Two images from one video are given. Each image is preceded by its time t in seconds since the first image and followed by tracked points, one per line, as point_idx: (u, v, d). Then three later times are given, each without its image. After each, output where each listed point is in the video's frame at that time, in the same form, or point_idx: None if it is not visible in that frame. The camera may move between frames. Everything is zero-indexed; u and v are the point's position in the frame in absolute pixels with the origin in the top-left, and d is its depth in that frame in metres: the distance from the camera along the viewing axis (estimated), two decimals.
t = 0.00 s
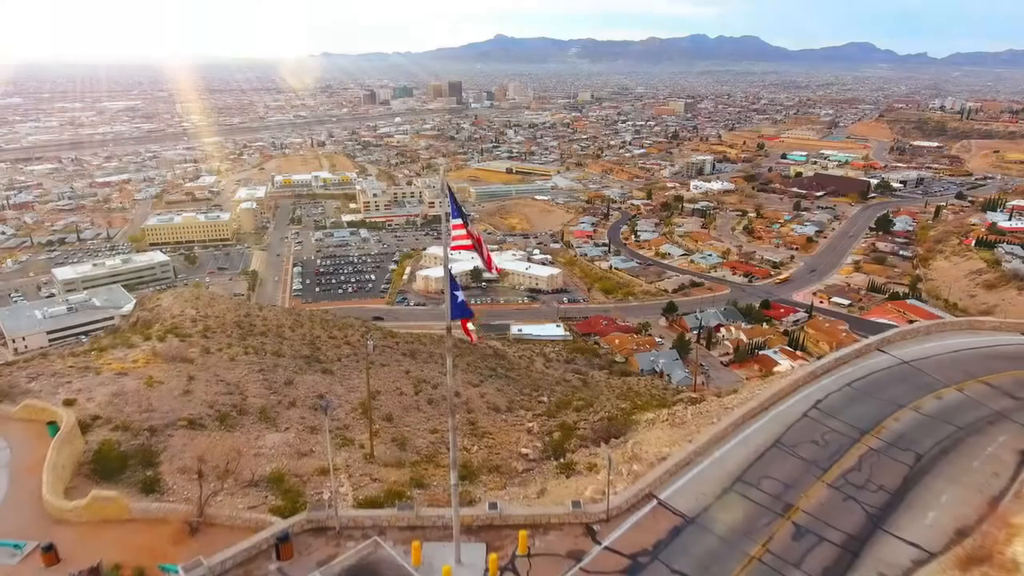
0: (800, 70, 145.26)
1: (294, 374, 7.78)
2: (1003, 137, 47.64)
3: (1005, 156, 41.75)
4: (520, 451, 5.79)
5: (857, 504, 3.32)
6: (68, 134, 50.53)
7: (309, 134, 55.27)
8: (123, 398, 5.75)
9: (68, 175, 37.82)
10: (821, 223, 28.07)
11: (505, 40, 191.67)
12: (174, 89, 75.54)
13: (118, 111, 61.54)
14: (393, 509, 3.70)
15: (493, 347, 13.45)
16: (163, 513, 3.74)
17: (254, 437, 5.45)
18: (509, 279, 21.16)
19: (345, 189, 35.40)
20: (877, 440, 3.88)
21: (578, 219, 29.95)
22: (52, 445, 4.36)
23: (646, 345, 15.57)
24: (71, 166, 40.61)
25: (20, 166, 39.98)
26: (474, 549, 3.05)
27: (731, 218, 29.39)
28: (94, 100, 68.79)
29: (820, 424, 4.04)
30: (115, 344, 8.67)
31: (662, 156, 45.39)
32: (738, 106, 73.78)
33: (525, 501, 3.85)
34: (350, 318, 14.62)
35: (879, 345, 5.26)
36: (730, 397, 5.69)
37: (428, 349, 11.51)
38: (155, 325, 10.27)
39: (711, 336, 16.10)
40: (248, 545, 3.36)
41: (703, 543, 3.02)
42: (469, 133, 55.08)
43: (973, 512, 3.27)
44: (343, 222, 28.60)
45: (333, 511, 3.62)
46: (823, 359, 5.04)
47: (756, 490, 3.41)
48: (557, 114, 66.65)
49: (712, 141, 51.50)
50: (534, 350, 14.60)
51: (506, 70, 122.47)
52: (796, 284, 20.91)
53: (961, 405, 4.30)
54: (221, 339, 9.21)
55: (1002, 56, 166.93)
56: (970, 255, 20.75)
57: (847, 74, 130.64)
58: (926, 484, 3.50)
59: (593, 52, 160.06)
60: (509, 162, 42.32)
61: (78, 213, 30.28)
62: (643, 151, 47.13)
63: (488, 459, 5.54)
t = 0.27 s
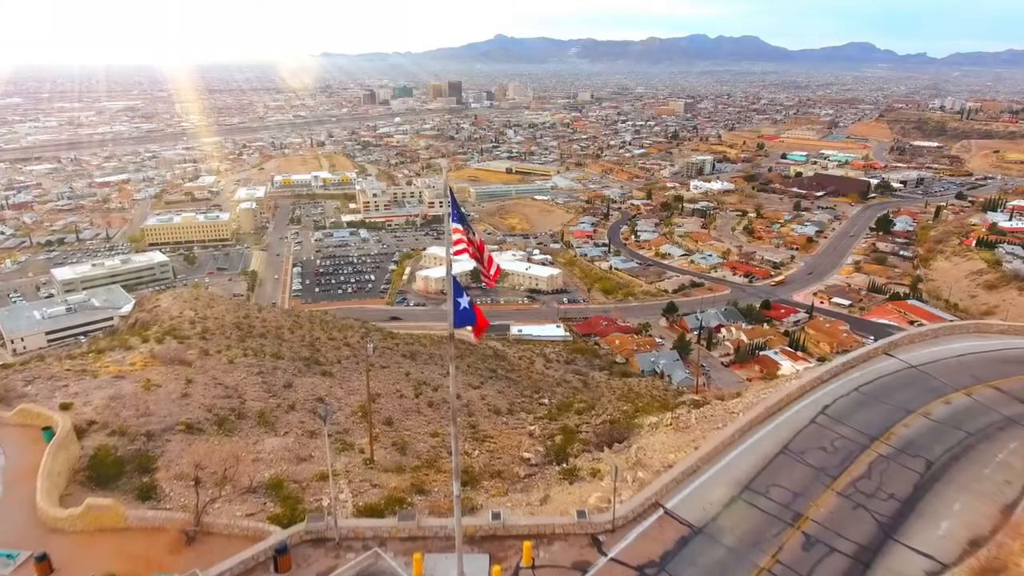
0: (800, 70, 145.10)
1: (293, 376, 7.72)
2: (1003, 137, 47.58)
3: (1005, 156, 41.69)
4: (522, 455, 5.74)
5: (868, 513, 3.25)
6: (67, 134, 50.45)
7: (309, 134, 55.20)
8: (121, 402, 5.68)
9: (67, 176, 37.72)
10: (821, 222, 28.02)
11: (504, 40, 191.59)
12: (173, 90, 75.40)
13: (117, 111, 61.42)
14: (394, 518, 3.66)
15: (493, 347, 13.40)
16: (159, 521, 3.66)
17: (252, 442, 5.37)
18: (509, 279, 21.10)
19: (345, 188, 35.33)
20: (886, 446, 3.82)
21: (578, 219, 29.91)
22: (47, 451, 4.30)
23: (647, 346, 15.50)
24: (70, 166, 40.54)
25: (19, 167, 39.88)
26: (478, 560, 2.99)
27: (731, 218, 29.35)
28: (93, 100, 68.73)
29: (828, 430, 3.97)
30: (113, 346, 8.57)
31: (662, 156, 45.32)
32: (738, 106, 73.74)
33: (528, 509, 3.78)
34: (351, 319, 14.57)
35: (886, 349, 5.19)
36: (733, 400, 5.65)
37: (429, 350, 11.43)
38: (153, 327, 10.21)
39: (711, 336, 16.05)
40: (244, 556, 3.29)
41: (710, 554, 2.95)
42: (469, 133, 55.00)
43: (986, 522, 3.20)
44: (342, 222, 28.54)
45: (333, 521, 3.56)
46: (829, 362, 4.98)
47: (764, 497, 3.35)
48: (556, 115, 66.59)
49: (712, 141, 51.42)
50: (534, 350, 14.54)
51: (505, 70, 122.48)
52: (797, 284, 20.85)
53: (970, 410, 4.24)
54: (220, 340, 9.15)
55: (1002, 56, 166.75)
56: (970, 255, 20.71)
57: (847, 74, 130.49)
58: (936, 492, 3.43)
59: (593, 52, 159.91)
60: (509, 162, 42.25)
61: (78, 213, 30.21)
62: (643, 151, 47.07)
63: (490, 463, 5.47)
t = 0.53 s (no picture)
0: (799, 70, 144.96)
1: (292, 379, 7.64)
2: (1003, 137, 47.51)
3: (1005, 156, 41.63)
4: (523, 459, 5.68)
5: (878, 521, 3.19)
6: (66, 134, 50.36)
7: (308, 134, 55.15)
8: (118, 407, 5.61)
9: (66, 176, 37.66)
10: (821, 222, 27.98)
11: (504, 40, 191.58)
12: (172, 89, 75.28)
13: (116, 111, 61.35)
14: (395, 528, 3.60)
15: (493, 348, 13.36)
16: (155, 530, 3.60)
17: (250, 446, 5.30)
18: (509, 279, 21.04)
19: (344, 189, 35.26)
20: (895, 452, 3.76)
21: (578, 219, 29.88)
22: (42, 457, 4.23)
23: (647, 347, 15.42)
24: (69, 166, 40.46)
25: (18, 167, 39.83)
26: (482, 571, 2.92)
27: (731, 218, 29.31)
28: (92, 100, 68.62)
29: (837, 436, 3.91)
30: (111, 348, 8.50)
31: (661, 156, 45.29)
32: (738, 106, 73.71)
33: (531, 517, 3.71)
34: (350, 320, 14.51)
35: (892, 352, 5.12)
36: (738, 405, 5.58)
37: (429, 352, 11.38)
38: (151, 328, 10.12)
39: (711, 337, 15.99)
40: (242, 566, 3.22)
41: (719, 566, 2.88)
42: (469, 133, 54.98)
43: (999, 532, 3.14)
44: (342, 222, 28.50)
45: (333, 532, 3.50)
46: (837, 367, 4.91)
47: (773, 506, 3.28)
48: (556, 115, 66.56)
49: (712, 141, 51.30)
50: (535, 351, 14.47)
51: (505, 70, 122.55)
52: (798, 284, 20.81)
53: (980, 415, 4.17)
54: (219, 342, 9.07)
55: (1002, 57, 166.67)
56: (971, 255, 20.67)
57: (846, 74, 130.39)
58: (948, 501, 3.37)
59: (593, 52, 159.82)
60: (508, 162, 42.22)
61: (77, 213, 30.13)
62: (643, 151, 46.98)
63: (491, 468, 5.42)
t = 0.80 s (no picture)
0: (799, 70, 144.83)
1: (291, 382, 7.57)
2: (1003, 137, 47.48)
3: (1005, 156, 41.59)
4: (525, 464, 5.62)
5: (888, 532, 3.13)
6: (65, 134, 50.31)
7: (308, 134, 55.10)
8: (115, 412, 5.55)
9: (65, 176, 37.62)
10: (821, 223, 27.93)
11: (504, 40, 191.55)
12: (172, 89, 75.17)
13: (116, 112, 61.32)
14: (395, 539, 3.55)
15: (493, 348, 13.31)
16: (151, 540, 3.52)
17: (248, 452, 5.25)
18: (509, 280, 20.97)
19: (344, 189, 35.22)
20: (905, 460, 3.69)
21: (578, 219, 29.86)
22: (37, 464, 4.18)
23: (648, 347, 15.35)
24: (69, 166, 40.39)
25: (17, 167, 39.80)
26: None
27: (731, 219, 29.27)
28: (91, 100, 68.61)
29: (845, 443, 3.85)
30: (108, 351, 8.42)
31: (661, 156, 45.24)
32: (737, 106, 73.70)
33: (534, 526, 3.65)
34: (350, 321, 14.46)
35: (899, 357, 5.06)
36: (741, 410, 5.52)
37: (430, 353, 11.32)
38: (149, 331, 10.06)
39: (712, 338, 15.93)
40: None
41: None
42: (468, 133, 54.94)
43: (1012, 543, 3.08)
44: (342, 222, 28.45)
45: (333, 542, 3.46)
46: (842, 372, 4.84)
47: (781, 516, 3.22)
48: (555, 115, 66.55)
49: (712, 141, 51.23)
50: (535, 352, 14.41)
51: (505, 70, 122.62)
52: (799, 285, 20.75)
53: (988, 421, 4.11)
54: (218, 345, 9.02)
55: (1001, 56, 166.63)
56: (971, 255, 20.64)
57: (846, 74, 130.35)
58: (959, 511, 3.31)
59: (592, 52, 159.77)
60: (508, 162, 42.17)
61: (76, 213, 30.07)
62: (643, 151, 46.92)
63: (493, 474, 5.36)
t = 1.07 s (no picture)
0: (798, 70, 144.84)
1: (290, 386, 7.50)
2: (1002, 137, 47.44)
3: (1005, 156, 41.54)
4: (527, 470, 5.57)
5: (899, 543, 3.07)
6: (65, 134, 50.25)
7: (307, 134, 55.04)
8: (112, 417, 5.49)
9: (65, 176, 37.55)
10: (822, 223, 27.87)
11: (503, 40, 191.31)
12: (171, 88, 75.07)
13: (115, 111, 61.24)
14: (394, 552, 3.49)
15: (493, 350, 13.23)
16: (148, 551, 3.47)
17: (246, 459, 5.19)
18: (509, 281, 20.91)
19: (344, 189, 35.16)
20: (914, 469, 3.64)
21: (578, 219, 29.80)
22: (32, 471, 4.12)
23: (648, 348, 15.30)
24: (68, 166, 40.30)
25: (16, 167, 39.73)
26: None
27: (732, 219, 29.21)
28: (91, 100, 68.49)
29: (853, 452, 3.79)
30: (107, 353, 8.37)
31: (661, 156, 45.18)
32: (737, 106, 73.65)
33: (537, 535, 3.60)
34: (350, 322, 14.40)
35: (906, 363, 5.00)
36: (746, 415, 5.46)
37: (430, 355, 11.24)
38: (147, 333, 9.99)
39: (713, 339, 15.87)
40: None
41: None
42: (468, 133, 54.89)
43: None
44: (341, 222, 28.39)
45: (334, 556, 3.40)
46: (850, 378, 4.77)
47: (789, 528, 3.16)
48: (555, 114, 66.49)
49: (712, 141, 51.13)
50: (534, 352, 14.33)
51: (504, 70, 122.63)
52: (799, 285, 20.69)
53: (997, 429, 4.05)
54: (216, 348, 8.95)
55: (1001, 56, 166.66)
56: (972, 255, 20.61)
57: (846, 74, 130.32)
58: (970, 522, 3.25)
59: (592, 52, 159.65)
60: (508, 162, 42.10)
61: (75, 213, 30.00)
62: (643, 151, 46.84)
63: (495, 481, 5.31)
